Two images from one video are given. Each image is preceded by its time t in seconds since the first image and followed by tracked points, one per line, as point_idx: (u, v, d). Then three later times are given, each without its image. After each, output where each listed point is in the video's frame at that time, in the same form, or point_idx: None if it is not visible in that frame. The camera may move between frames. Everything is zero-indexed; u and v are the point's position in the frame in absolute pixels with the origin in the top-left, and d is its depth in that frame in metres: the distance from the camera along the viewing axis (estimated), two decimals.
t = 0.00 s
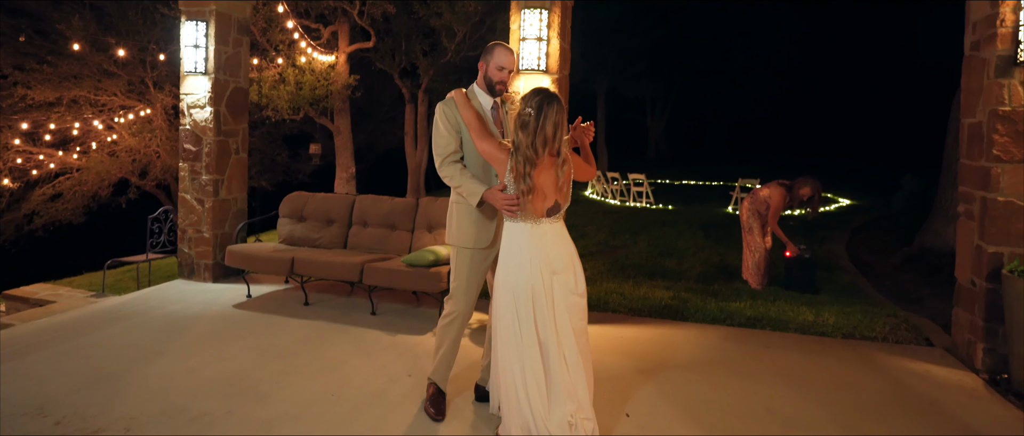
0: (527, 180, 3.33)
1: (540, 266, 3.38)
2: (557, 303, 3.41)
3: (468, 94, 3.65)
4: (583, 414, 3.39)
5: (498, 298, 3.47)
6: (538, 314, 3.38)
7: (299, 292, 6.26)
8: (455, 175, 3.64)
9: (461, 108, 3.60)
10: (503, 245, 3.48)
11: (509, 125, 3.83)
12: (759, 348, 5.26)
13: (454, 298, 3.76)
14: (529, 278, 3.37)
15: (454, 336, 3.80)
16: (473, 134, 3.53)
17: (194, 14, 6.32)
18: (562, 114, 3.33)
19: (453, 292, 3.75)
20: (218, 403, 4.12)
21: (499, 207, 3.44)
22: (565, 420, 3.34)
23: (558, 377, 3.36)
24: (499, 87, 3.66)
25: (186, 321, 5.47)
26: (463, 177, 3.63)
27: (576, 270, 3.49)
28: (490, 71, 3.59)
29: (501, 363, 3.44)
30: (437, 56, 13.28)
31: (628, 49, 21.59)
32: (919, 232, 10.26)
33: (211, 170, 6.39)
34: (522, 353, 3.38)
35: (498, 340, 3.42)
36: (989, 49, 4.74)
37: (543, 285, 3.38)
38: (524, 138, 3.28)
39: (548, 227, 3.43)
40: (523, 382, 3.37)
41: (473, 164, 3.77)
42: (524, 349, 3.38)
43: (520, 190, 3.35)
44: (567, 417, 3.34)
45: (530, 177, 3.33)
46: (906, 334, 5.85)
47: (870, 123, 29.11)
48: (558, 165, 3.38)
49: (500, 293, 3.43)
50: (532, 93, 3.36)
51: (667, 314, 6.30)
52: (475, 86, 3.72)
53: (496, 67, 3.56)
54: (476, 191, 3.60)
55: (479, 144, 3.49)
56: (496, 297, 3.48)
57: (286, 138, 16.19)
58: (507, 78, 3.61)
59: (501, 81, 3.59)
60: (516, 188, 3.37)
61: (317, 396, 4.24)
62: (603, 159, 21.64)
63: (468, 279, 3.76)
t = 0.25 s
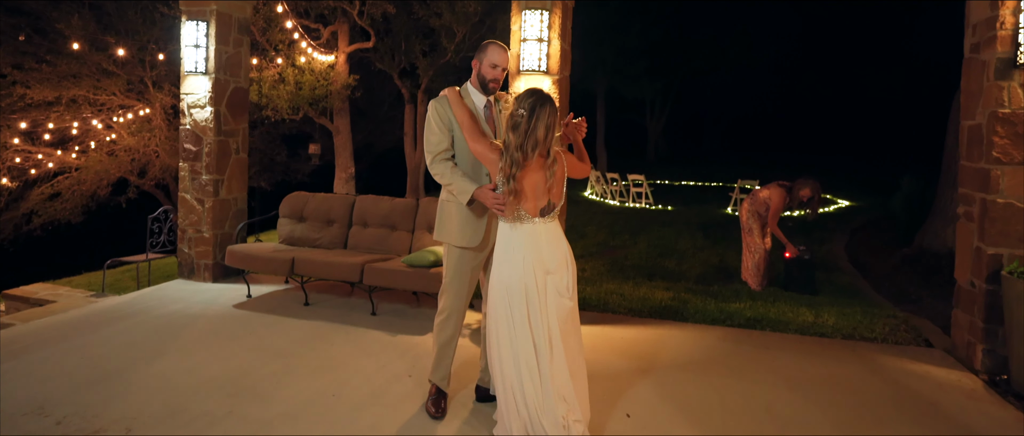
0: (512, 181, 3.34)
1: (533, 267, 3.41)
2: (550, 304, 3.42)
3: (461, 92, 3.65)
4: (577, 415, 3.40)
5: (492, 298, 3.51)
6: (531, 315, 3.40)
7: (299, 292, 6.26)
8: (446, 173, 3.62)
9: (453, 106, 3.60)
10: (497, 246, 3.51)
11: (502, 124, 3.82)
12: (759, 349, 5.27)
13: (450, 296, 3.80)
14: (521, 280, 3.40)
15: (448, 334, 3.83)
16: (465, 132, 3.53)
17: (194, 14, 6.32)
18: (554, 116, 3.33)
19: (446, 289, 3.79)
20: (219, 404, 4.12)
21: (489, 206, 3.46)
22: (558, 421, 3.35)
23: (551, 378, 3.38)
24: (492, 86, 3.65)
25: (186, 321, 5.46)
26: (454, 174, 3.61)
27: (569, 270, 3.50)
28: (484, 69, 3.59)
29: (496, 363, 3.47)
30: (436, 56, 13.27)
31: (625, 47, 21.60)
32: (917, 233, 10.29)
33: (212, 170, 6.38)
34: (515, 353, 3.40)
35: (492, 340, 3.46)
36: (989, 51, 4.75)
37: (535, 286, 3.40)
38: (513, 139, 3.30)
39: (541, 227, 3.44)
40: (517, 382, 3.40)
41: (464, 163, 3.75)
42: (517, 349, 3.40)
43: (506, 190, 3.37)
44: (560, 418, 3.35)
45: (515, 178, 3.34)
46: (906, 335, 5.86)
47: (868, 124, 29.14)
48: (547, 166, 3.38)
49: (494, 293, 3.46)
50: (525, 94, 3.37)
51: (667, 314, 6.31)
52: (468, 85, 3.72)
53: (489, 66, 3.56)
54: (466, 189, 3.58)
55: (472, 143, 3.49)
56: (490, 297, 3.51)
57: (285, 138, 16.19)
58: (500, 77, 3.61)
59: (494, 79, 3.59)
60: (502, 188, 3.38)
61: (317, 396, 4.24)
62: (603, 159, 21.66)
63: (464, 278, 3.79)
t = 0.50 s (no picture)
0: (509, 180, 3.37)
1: (531, 267, 3.42)
2: (548, 303, 3.43)
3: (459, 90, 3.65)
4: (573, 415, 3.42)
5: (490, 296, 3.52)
6: (529, 314, 3.41)
7: (301, 291, 6.27)
8: (442, 170, 3.63)
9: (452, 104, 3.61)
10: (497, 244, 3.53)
11: (500, 123, 3.82)
12: (760, 350, 5.28)
13: (447, 294, 3.82)
14: (520, 279, 3.41)
15: (445, 333, 3.84)
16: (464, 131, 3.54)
17: (196, 14, 6.33)
18: (553, 117, 3.34)
19: (442, 287, 3.82)
20: (221, 403, 4.13)
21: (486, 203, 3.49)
22: (552, 421, 3.37)
23: (548, 378, 3.39)
24: (491, 85, 3.66)
25: (187, 321, 5.47)
26: (450, 172, 3.62)
27: (569, 270, 3.51)
28: (482, 69, 3.59)
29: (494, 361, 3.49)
30: (437, 56, 13.27)
31: (624, 49, 21.45)
32: (918, 235, 10.30)
33: (213, 170, 6.39)
34: (512, 352, 3.42)
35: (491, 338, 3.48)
36: (990, 53, 4.77)
37: (533, 285, 3.41)
38: (511, 139, 3.31)
39: (540, 226, 3.45)
40: (513, 381, 3.41)
41: (460, 160, 3.76)
42: (514, 348, 3.42)
43: (502, 189, 3.40)
44: (555, 419, 3.37)
45: (512, 177, 3.38)
46: (907, 336, 5.87)
47: (869, 126, 29.15)
48: (545, 166, 3.39)
49: (493, 292, 3.48)
50: (524, 94, 3.37)
51: (668, 315, 6.32)
52: (467, 84, 3.72)
53: (488, 65, 3.56)
54: (462, 187, 3.59)
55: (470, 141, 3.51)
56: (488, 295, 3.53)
57: (285, 138, 16.18)
58: (499, 76, 3.61)
59: (493, 78, 3.59)
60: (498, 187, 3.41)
61: (319, 396, 4.25)
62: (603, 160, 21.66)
63: (461, 276, 3.81)
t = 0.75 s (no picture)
0: (514, 180, 3.38)
1: (530, 266, 3.43)
2: (548, 304, 3.43)
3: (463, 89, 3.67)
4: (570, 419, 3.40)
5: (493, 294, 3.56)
6: (528, 313, 3.43)
7: (304, 291, 6.28)
8: (444, 167, 3.64)
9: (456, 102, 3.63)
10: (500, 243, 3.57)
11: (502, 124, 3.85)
12: (764, 351, 5.29)
13: (446, 293, 3.83)
14: (520, 277, 3.44)
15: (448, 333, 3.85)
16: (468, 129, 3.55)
17: (201, 13, 6.35)
18: (559, 118, 3.37)
19: (441, 286, 3.83)
20: (226, 402, 4.14)
21: (490, 201, 3.50)
22: (547, 422, 3.38)
23: (545, 379, 3.40)
24: (495, 85, 3.67)
25: (190, 320, 5.48)
26: (452, 169, 3.64)
27: (572, 272, 3.49)
28: (486, 69, 3.61)
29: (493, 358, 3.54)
30: (440, 56, 13.28)
31: (624, 50, 21.72)
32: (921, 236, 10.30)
33: (217, 169, 6.41)
34: (510, 350, 3.45)
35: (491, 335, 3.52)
36: (996, 53, 4.77)
37: (532, 284, 3.43)
38: (518, 139, 3.34)
39: (543, 226, 3.46)
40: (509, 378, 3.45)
41: (461, 159, 3.78)
42: (513, 346, 3.45)
43: (508, 188, 3.41)
44: (549, 421, 3.38)
45: (519, 177, 3.39)
46: (911, 338, 5.87)
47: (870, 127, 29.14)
48: (551, 166, 3.41)
49: (495, 288, 3.52)
50: (530, 94, 3.40)
51: (671, 315, 6.34)
52: (471, 84, 3.74)
53: (491, 65, 3.58)
54: (465, 184, 3.61)
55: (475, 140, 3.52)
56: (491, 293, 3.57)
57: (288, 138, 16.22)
58: (503, 77, 3.63)
59: (497, 78, 3.61)
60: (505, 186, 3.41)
61: (324, 395, 4.26)
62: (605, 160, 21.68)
63: (462, 274, 3.84)
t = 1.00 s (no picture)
0: (526, 178, 3.40)
1: (535, 265, 3.47)
2: (550, 303, 3.46)
3: (475, 87, 3.70)
4: (572, 418, 3.40)
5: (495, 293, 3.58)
6: (530, 312, 3.45)
7: (309, 289, 6.30)
8: (452, 161, 3.65)
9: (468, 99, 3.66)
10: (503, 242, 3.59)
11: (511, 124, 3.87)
12: (768, 350, 5.30)
13: (449, 291, 3.84)
14: (523, 276, 3.47)
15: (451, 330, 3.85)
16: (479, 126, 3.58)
17: (206, 12, 6.37)
18: (570, 119, 3.41)
19: (445, 283, 3.84)
20: (232, 399, 4.16)
21: (497, 198, 3.50)
22: (548, 420, 3.38)
23: (546, 377, 3.42)
24: (505, 85, 3.69)
25: (196, 318, 5.50)
26: (459, 163, 3.64)
27: (575, 272, 3.52)
28: (497, 69, 3.63)
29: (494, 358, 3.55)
30: (443, 55, 13.29)
31: (626, 50, 21.83)
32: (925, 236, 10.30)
33: (222, 167, 6.43)
34: (513, 348, 3.46)
35: (492, 334, 3.54)
36: (1002, 53, 4.78)
37: (536, 283, 3.46)
38: (530, 138, 3.37)
39: (547, 225, 3.49)
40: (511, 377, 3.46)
41: (468, 155, 3.80)
42: (515, 345, 3.46)
43: (519, 186, 3.42)
44: (550, 420, 3.38)
45: (530, 176, 3.40)
46: (915, 338, 5.87)
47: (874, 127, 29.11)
48: (561, 166, 3.43)
49: (497, 287, 3.54)
50: (541, 95, 3.43)
51: (675, 314, 6.35)
52: (481, 83, 3.76)
53: (502, 64, 3.59)
54: (472, 179, 3.61)
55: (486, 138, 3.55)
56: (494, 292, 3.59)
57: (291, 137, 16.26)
58: (513, 77, 3.64)
59: (507, 79, 3.62)
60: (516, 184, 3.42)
61: (328, 393, 4.28)
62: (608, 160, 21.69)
63: (465, 273, 3.85)
